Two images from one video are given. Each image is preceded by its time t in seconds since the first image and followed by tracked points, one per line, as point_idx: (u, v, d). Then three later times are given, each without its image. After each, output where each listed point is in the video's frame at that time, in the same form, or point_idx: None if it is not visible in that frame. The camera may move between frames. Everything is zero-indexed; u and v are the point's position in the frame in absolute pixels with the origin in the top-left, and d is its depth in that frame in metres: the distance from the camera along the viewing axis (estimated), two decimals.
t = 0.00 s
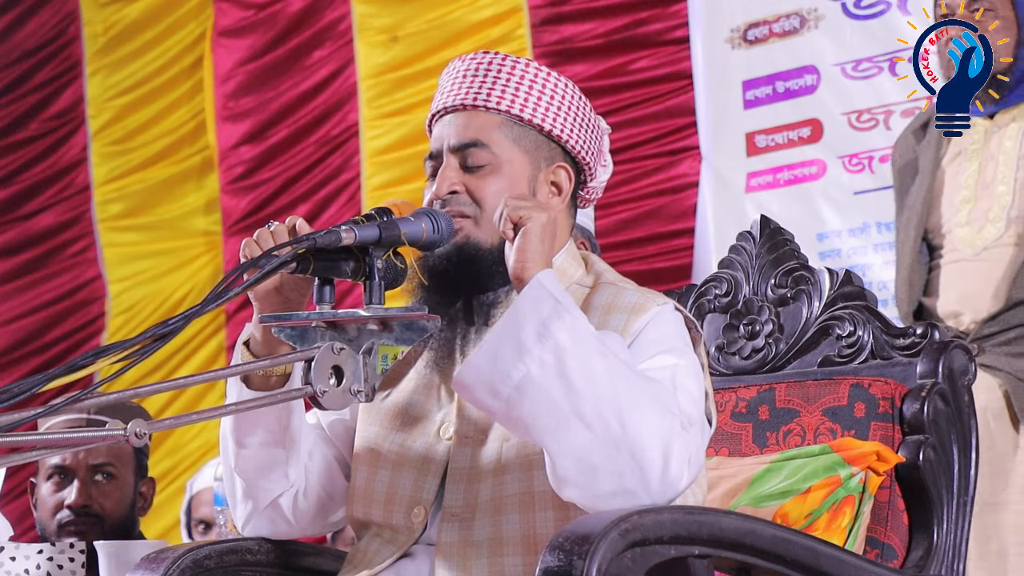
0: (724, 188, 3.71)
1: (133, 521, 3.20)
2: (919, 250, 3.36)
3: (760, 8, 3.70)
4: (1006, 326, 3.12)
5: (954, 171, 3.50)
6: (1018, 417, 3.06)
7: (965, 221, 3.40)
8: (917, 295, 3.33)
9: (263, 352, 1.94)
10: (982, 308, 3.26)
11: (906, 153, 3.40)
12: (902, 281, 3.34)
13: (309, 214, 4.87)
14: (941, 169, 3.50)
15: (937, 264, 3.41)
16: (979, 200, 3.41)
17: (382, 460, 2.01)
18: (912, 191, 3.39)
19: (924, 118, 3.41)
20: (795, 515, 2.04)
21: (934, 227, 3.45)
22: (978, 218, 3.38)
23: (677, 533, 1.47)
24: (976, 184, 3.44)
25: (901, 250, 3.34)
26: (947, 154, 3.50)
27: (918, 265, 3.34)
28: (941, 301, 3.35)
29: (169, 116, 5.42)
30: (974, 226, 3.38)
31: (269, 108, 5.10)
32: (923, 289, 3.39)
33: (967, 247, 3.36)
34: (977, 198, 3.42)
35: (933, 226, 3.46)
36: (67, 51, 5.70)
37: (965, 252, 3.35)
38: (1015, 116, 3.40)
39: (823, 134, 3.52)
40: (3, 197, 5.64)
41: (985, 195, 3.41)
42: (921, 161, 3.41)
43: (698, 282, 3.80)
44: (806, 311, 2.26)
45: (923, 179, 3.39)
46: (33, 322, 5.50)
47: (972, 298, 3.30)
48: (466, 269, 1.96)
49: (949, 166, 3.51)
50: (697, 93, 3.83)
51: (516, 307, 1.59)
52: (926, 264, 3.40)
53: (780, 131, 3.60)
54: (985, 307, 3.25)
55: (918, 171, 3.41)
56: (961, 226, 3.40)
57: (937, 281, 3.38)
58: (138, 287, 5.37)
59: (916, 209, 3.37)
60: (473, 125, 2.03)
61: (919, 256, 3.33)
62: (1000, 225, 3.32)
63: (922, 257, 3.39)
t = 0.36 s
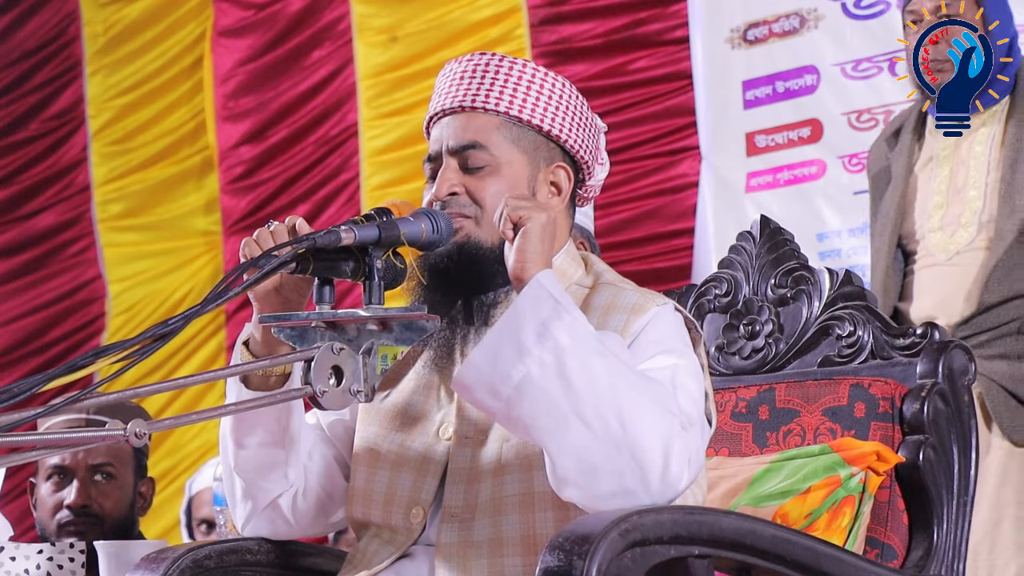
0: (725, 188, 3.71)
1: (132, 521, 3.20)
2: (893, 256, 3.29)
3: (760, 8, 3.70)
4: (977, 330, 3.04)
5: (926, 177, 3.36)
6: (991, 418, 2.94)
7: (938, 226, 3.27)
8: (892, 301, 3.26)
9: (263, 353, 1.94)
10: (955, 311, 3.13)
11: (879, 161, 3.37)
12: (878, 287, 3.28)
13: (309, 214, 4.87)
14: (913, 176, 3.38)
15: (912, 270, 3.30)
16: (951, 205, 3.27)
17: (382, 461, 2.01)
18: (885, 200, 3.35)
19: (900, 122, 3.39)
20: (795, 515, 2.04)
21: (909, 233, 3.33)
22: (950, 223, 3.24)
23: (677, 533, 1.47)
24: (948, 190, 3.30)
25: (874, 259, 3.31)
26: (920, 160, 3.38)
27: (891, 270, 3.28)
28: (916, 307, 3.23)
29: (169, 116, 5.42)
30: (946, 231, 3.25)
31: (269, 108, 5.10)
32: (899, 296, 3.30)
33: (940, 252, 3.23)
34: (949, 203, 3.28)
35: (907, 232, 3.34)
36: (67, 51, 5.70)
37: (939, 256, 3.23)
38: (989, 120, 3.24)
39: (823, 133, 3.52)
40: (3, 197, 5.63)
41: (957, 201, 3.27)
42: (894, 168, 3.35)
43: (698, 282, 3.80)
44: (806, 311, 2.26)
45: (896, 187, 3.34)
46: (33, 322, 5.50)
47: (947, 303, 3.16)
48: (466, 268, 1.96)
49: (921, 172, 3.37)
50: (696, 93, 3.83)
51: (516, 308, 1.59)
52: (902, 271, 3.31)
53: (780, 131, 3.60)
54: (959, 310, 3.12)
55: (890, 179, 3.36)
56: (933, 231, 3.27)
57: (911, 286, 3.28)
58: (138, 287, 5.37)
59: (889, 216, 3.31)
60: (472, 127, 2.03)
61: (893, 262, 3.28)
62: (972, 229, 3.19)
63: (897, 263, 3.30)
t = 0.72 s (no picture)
0: (725, 189, 3.71)
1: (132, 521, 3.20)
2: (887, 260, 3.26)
3: (760, 8, 3.70)
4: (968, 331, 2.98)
5: (920, 181, 3.31)
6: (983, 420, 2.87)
7: (931, 230, 3.21)
8: (886, 303, 3.22)
9: (263, 353, 1.94)
10: (946, 311, 3.07)
11: (873, 167, 3.37)
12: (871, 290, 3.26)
13: (309, 213, 4.88)
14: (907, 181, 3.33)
15: (905, 273, 3.25)
16: (943, 209, 3.21)
17: (382, 461, 2.01)
18: (878, 205, 3.33)
19: (893, 130, 3.39)
20: (795, 514, 2.04)
21: (901, 238, 3.29)
22: (943, 226, 3.18)
23: (677, 533, 1.47)
24: (941, 194, 3.24)
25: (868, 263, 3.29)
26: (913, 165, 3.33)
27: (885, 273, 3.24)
28: (908, 310, 3.17)
29: (168, 116, 5.42)
30: (939, 234, 3.19)
31: (269, 108, 5.10)
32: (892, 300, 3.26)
33: (933, 254, 3.17)
34: (941, 207, 3.21)
35: (901, 237, 3.29)
36: (67, 51, 5.70)
37: (932, 259, 3.17)
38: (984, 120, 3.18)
39: (823, 134, 3.52)
40: (3, 197, 5.63)
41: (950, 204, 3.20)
42: (887, 175, 3.34)
43: (698, 282, 3.80)
44: (806, 311, 2.26)
45: (888, 193, 3.32)
46: (33, 322, 5.50)
47: (941, 304, 3.10)
48: (467, 269, 1.96)
49: (915, 176, 3.33)
50: (696, 93, 3.83)
51: (516, 308, 1.59)
52: (895, 275, 3.27)
53: (780, 131, 3.60)
54: (950, 310, 3.07)
55: (883, 185, 3.35)
56: (926, 235, 3.21)
57: (904, 290, 3.23)
58: (138, 287, 5.37)
59: (883, 221, 3.28)
60: (470, 130, 2.03)
61: (885, 266, 3.24)
62: (965, 232, 3.13)
63: (889, 267, 3.27)
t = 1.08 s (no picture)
0: (725, 189, 3.71)
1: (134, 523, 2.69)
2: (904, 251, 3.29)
3: (760, 8, 3.70)
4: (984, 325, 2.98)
5: (938, 171, 3.34)
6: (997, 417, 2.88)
7: (948, 221, 3.25)
8: (900, 296, 3.26)
9: (263, 353, 1.94)
10: (962, 305, 3.11)
11: (891, 157, 3.36)
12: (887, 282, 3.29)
13: (309, 214, 4.88)
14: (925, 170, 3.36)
15: (922, 265, 3.29)
16: (961, 199, 3.25)
17: (382, 460, 2.01)
18: (896, 196, 3.34)
19: (914, 118, 3.38)
20: (795, 515, 2.04)
21: (919, 229, 3.33)
22: (961, 217, 3.22)
23: (677, 533, 1.47)
24: (958, 184, 3.28)
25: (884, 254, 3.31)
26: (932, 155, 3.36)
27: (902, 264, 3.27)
28: (924, 301, 3.22)
29: (169, 116, 5.42)
30: (957, 225, 3.22)
31: (269, 108, 5.10)
32: (908, 291, 3.29)
33: (951, 246, 3.21)
34: (960, 198, 3.25)
35: (918, 227, 3.33)
36: (68, 51, 5.70)
37: (949, 251, 3.21)
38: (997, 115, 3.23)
39: (823, 134, 3.52)
40: (4, 197, 5.64)
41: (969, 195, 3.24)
42: (906, 164, 3.33)
43: (698, 282, 3.80)
44: (806, 311, 2.26)
45: (907, 182, 3.32)
46: (33, 322, 5.50)
47: (958, 296, 3.14)
48: (471, 278, 1.98)
49: (933, 166, 3.35)
50: (696, 93, 3.83)
51: (516, 308, 1.59)
52: (912, 266, 3.29)
53: (780, 131, 3.60)
54: (966, 303, 3.11)
55: (902, 174, 3.34)
56: (944, 226, 3.26)
57: (921, 282, 3.26)
58: (138, 287, 5.37)
59: (900, 212, 3.31)
60: (470, 131, 2.03)
61: (902, 257, 3.26)
62: (982, 224, 3.15)
63: (907, 259, 3.30)
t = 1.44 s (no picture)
0: (725, 189, 3.71)
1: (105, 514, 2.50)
2: (930, 251, 3.30)
3: (760, 8, 3.69)
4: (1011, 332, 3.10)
5: (967, 172, 3.39)
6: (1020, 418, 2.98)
7: (975, 224, 3.31)
8: (926, 297, 3.28)
9: (263, 353, 1.94)
10: (986, 311, 3.18)
11: (920, 152, 3.35)
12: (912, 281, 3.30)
13: (309, 214, 4.88)
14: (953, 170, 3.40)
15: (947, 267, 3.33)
16: (989, 202, 3.31)
17: (381, 459, 2.01)
18: (924, 193, 3.33)
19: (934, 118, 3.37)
20: (794, 515, 2.04)
21: (945, 229, 3.37)
22: (988, 221, 3.28)
23: (677, 533, 1.47)
24: (987, 187, 3.34)
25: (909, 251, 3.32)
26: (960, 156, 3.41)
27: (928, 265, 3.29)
28: (950, 304, 3.27)
29: (169, 116, 5.42)
30: (983, 229, 3.29)
31: (269, 108, 5.09)
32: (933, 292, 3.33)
33: (977, 250, 3.27)
34: (988, 200, 3.32)
35: (944, 228, 3.37)
36: (67, 51, 5.70)
37: (974, 254, 3.27)
38: None
39: (823, 134, 3.51)
40: (4, 197, 5.64)
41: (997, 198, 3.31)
42: (935, 161, 3.34)
43: (698, 282, 3.80)
44: (806, 311, 2.26)
45: (936, 179, 3.33)
46: (33, 322, 5.51)
47: (982, 302, 3.20)
48: (468, 276, 1.98)
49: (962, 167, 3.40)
50: (696, 93, 3.83)
51: (516, 308, 1.59)
52: (937, 266, 3.34)
53: (780, 131, 3.60)
54: (990, 310, 3.17)
55: (931, 171, 3.35)
56: (971, 228, 3.31)
57: (946, 284, 3.31)
58: (138, 287, 5.37)
59: (929, 211, 3.31)
60: (470, 131, 2.03)
61: (929, 256, 3.28)
62: (1010, 228, 3.22)
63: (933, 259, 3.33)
